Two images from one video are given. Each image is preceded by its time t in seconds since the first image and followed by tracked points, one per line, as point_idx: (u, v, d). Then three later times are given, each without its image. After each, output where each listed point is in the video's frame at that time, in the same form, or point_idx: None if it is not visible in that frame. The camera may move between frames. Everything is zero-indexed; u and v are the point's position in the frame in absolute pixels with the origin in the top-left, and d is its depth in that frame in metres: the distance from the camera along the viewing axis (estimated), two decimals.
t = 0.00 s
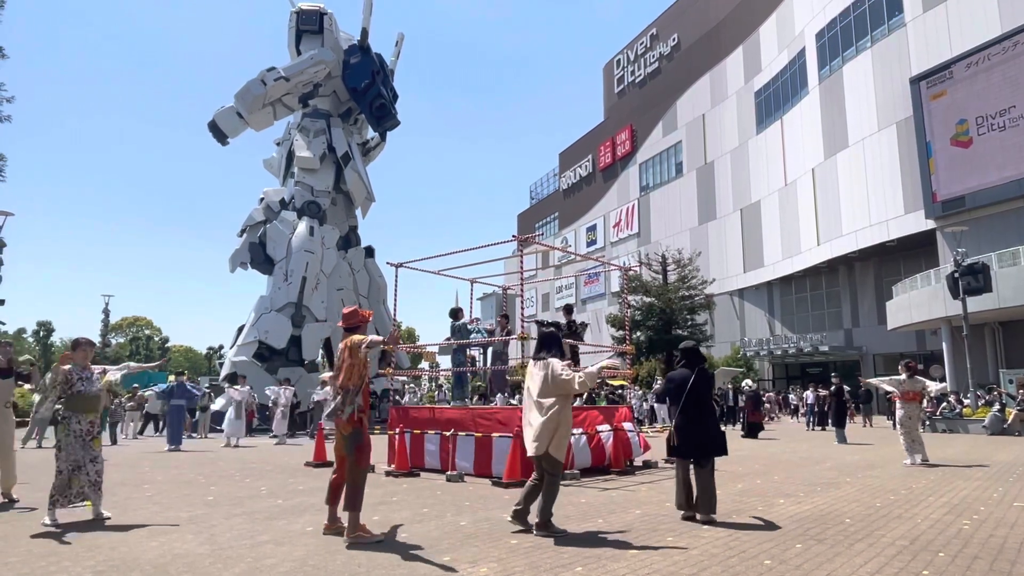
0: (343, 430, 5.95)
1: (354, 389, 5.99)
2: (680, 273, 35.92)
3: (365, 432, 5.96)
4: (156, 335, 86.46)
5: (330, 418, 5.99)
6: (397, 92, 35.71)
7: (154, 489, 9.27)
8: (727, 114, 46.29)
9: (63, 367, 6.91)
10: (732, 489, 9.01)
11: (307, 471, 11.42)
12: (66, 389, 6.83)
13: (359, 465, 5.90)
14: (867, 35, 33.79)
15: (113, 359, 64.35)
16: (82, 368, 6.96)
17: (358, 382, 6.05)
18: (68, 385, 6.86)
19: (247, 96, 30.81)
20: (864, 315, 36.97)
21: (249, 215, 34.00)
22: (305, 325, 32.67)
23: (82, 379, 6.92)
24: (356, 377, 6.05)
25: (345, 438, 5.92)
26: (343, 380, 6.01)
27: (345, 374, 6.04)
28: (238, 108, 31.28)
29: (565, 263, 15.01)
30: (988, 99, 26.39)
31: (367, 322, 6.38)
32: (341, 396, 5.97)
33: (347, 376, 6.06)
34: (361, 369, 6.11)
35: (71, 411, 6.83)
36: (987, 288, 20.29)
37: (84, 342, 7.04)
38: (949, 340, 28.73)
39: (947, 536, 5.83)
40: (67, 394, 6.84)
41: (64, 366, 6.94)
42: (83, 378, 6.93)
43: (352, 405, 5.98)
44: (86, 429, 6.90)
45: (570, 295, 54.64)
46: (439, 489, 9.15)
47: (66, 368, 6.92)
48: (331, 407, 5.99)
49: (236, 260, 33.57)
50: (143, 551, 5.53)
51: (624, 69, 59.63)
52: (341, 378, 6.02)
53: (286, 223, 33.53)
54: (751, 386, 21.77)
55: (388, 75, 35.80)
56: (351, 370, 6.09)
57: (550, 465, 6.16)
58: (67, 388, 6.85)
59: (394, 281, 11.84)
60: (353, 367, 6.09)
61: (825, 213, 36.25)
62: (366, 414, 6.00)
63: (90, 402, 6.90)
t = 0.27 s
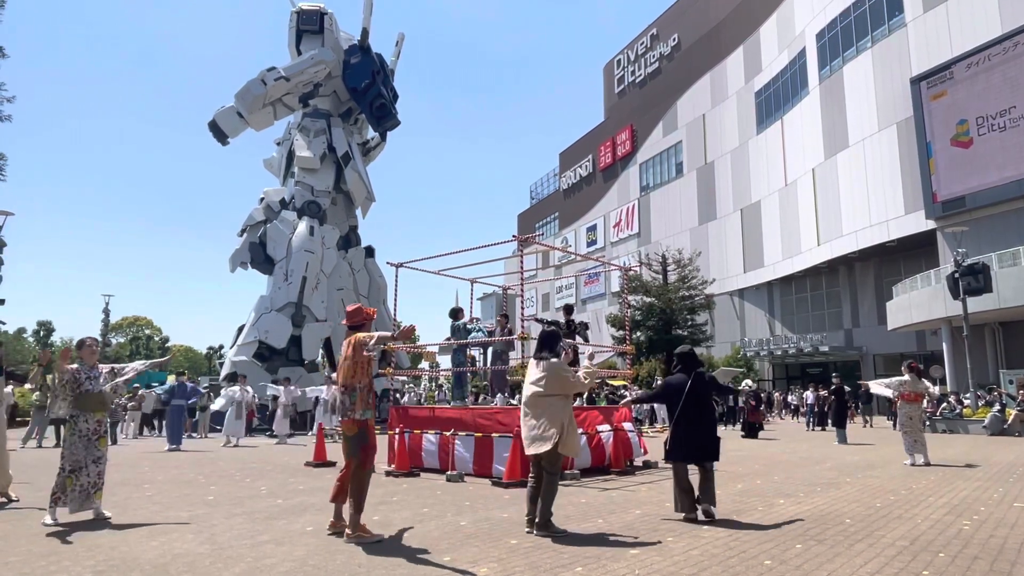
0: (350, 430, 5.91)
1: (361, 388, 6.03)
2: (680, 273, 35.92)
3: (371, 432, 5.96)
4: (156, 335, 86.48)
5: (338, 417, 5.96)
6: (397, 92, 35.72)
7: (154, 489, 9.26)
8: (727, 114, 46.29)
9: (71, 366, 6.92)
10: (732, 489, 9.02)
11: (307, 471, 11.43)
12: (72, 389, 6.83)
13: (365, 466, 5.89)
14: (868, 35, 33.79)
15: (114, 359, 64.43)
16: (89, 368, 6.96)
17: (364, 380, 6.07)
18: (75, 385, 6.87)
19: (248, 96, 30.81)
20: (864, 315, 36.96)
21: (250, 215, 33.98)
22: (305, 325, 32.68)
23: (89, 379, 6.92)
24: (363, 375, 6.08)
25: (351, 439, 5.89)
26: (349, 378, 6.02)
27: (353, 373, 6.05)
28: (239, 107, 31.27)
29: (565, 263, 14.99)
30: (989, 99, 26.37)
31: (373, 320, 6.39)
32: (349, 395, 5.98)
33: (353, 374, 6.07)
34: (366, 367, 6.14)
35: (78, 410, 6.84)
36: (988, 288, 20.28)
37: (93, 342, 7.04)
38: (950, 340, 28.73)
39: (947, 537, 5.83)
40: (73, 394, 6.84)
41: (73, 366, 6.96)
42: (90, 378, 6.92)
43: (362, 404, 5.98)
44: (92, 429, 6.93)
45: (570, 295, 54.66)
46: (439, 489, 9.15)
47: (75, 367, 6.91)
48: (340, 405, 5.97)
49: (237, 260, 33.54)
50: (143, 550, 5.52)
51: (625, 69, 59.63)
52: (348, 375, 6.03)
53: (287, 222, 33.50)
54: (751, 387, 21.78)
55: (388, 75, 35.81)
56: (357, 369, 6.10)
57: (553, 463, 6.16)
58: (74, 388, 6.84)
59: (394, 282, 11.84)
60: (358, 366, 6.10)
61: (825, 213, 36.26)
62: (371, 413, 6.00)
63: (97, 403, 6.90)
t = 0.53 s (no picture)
0: (350, 431, 5.92)
1: (361, 387, 6.04)
2: (680, 273, 35.93)
3: (372, 432, 5.97)
4: (156, 335, 86.49)
5: (339, 417, 5.97)
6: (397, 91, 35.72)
7: (153, 488, 9.26)
8: (727, 114, 46.32)
9: (71, 366, 6.98)
10: (731, 489, 9.02)
11: (307, 471, 11.42)
12: (72, 388, 6.88)
13: (366, 466, 5.89)
14: (868, 36, 33.80)
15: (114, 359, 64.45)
16: (89, 368, 7.02)
17: (364, 379, 6.09)
18: (74, 384, 6.92)
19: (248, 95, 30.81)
20: (864, 315, 36.96)
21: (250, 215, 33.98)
22: (305, 325, 32.70)
23: (89, 378, 6.98)
24: (363, 375, 6.10)
25: (351, 440, 5.90)
26: (349, 377, 6.03)
27: (353, 372, 6.08)
28: (239, 107, 31.26)
29: (565, 263, 14.98)
30: (990, 99, 26.36)
31: (377, 319, 6.37)
32: (349, 395, 6.00)
33: (354, 374, 6.09)
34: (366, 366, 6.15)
35: (76, 411, 6.88)
36: (988, 288, 20.29)
37: (94, 342, 7.10)
38: (949, 340, 28.74)
39: (947, 537, 5.84)
40: (72, 394, 6.89)
41: (74, 366, 7.03)
42: (89, 378, 6.99)
43: (357, 403, 5.99)
44: (91, 429, 6.95)
45: (570, 295, 54.68)
46: (439, 489, 9.14)
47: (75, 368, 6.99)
48: (339, 405, 5.98)
49: (237, 260, 33.54)
50: (143, 550, 5.52)
51: (625, 69, 59.63)
52: (348, 375, 6.04)
53: (286, 222, 33.47)
54: (751, 386, 21.79)
55: (388, 74, 35.82)
56: (358, 368, 6.12)
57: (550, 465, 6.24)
58: (73, 388, 6.91)
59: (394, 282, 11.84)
60: (359, 366, 6.12)
61: (825, 213, 36.27)
62: (372, 413, 6.00)
63: (96, 403, 6.95)
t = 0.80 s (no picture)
0: (349, 431, 5.93)
1: (359, 388, 6.03)
2: (679, 273, 35.94)
3: (372, 432, 5.98)
4: (155, 334, 86.47)
5: (337, 417, 5.97)
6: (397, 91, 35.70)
7: (152, 488, 9.25)
8: (727, 114, 46.31)
9: (70, 365, 6.95)
10: (731, 489, 9.02)
11: (306, 471, 11.42)
12: (70, 387, 6.85)
13: (365, 466, 5.90)
14: (867, 36, 33.80)
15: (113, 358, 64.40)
16: (87, 367, 6.98)
17: (363, 380, 6.07)
18: (72, 383, 6.89)
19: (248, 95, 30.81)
20: (864, 315, 36.97)
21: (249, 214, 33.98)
22: (305, 325, 32.71)
23: (87, 377, 6.95)
24: (362, 376, 6.08)
25: (351, 440, 5.91)
26: (349, 378, 6.02)
27: (352, 373, 6.07)
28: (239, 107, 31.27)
29: (565, 263, 14.98)
30: (990, 100, 26.36)
31: (380, 319, 6.37)
32: (348, 395, 5.99)
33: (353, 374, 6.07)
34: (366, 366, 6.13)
35: (74, 410, 6.85)
36: (987, 288, 20.30)
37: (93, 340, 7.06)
38: (948, 340, 28.76)
39: (947, 537, 5.84)
40: (70, 392, 6.86)
41: (72, 364, 6.99)
42: (88, 377, 6.97)
43: (347, 404, 5.98)
44: (88, 428, 6.93)
45: (569, 295, 54.71)
46: (438, 489, 9.14)
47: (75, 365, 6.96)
48: (338, 405, 5.98)
49: (236, 259, 33.52)
50: (142, 549, 5.52)
51: (625, 69, 59.63)
52: (347, 376, 6.03)
53: (286, 221, 33.47)
54: (750, 386, 21.79)
55: (388, 74, 35.82)
56: (357, 369, 6.10)
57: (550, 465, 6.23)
58: (72, 386, 6.88)
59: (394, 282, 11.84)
60: (358, 366, 6.10)
61: (825, 213, 36.27)
62: (370, 414, 6.00)
63: (93, 402, 6.92)
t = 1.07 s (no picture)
0: (350, 431, 5.92)
1: (360, 389, 6.02)
2: (678, 273, 35.95)
3: (373, 433, 5.98)
4: (154, 334, 86.44)
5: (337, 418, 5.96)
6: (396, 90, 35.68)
7: (150, 487, 9.25)
8: (727, 114, 46.30)
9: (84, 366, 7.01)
10: (729, 488, 9.01)
11: (305, 470, 11.41)
12: (86, 388, 6.91)
13: (366, 466, 5.90)
14: (867, 36, 33.82)
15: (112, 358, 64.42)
16: (101, 369, 7.06)
17: (365, 382, 6.08)
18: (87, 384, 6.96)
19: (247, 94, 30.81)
20: (863, 315, 36.98)
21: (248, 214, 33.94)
22: (304, 324, 32.70)
23: (102, 378, 7.02)
24: (363, 377, 6.08)
25: (351, 440, 5.91)
26: (351, 379, 6.02)
27: (353, 375, 6.05)
28: (238, 106, 31.26)
29: (564, 263, 14.92)
30: (988, 101, 26.38)
31: (381, 320, 6.36)
32: (350, 396, 5.97)
33: (355, 375, 6.07)
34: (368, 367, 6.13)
35: (89, 411, 6.93)
36: (986, 288, 20.32)
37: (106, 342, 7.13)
38: (947, 340, 28.76)
39: (944, 536, 5.85)
40: (86, 393, 6.92)
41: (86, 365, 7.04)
42: (102, 378, 7.03)
43: (356, 407, 5.96)
44: (99, 430, 6.99)
45: (568, 295, 54.73)
46: (436, 489, 9.12)
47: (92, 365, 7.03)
48: (339, 406, 5.98)
49: (235, 259, 33.48)
50: (140, 548, 5.53)
51: (624, 68, 59.63)
52: (350, 376, 6.03)
53: (285, 220, 33.45)
54: (749, 385, 21.80)
55: (387, 73, 35.82)
56: (360, 369, 6.11)
57: (550, 466, 6.23)
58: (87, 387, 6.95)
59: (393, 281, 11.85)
60: (360, 367, 6.11)
61: (824, 213, 36.30)
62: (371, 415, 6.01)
63: (107, 404, 6.99)
